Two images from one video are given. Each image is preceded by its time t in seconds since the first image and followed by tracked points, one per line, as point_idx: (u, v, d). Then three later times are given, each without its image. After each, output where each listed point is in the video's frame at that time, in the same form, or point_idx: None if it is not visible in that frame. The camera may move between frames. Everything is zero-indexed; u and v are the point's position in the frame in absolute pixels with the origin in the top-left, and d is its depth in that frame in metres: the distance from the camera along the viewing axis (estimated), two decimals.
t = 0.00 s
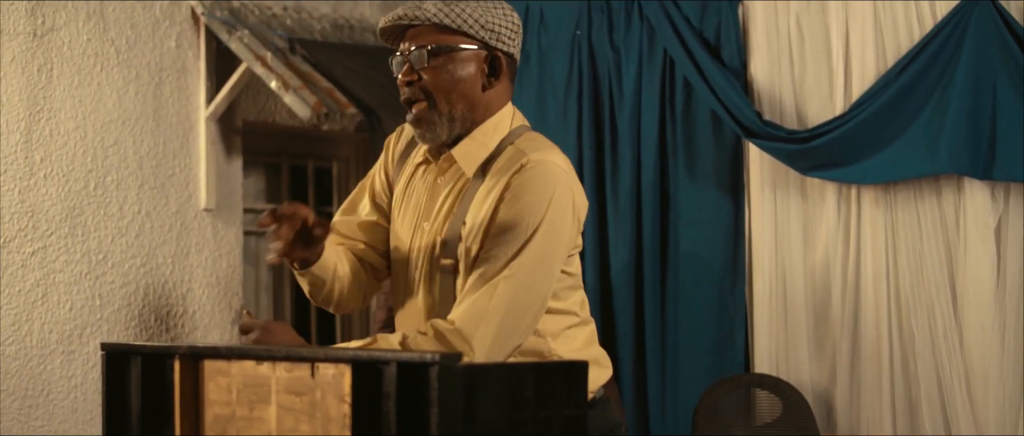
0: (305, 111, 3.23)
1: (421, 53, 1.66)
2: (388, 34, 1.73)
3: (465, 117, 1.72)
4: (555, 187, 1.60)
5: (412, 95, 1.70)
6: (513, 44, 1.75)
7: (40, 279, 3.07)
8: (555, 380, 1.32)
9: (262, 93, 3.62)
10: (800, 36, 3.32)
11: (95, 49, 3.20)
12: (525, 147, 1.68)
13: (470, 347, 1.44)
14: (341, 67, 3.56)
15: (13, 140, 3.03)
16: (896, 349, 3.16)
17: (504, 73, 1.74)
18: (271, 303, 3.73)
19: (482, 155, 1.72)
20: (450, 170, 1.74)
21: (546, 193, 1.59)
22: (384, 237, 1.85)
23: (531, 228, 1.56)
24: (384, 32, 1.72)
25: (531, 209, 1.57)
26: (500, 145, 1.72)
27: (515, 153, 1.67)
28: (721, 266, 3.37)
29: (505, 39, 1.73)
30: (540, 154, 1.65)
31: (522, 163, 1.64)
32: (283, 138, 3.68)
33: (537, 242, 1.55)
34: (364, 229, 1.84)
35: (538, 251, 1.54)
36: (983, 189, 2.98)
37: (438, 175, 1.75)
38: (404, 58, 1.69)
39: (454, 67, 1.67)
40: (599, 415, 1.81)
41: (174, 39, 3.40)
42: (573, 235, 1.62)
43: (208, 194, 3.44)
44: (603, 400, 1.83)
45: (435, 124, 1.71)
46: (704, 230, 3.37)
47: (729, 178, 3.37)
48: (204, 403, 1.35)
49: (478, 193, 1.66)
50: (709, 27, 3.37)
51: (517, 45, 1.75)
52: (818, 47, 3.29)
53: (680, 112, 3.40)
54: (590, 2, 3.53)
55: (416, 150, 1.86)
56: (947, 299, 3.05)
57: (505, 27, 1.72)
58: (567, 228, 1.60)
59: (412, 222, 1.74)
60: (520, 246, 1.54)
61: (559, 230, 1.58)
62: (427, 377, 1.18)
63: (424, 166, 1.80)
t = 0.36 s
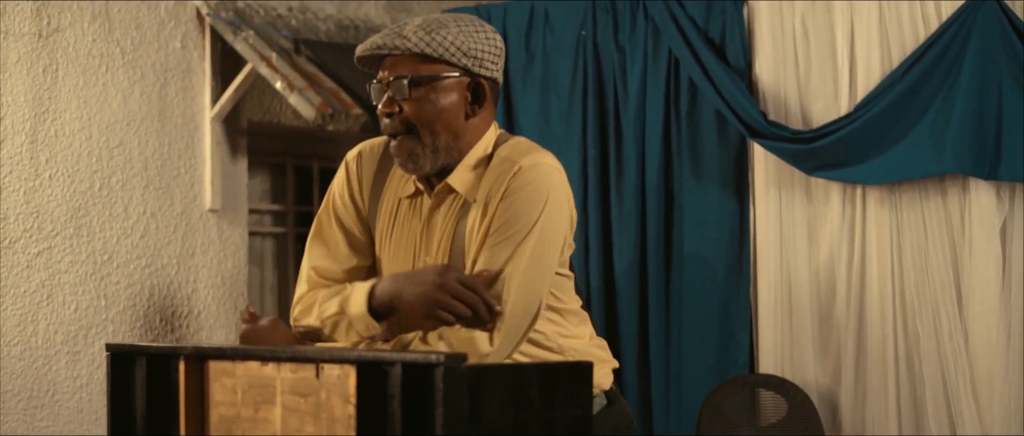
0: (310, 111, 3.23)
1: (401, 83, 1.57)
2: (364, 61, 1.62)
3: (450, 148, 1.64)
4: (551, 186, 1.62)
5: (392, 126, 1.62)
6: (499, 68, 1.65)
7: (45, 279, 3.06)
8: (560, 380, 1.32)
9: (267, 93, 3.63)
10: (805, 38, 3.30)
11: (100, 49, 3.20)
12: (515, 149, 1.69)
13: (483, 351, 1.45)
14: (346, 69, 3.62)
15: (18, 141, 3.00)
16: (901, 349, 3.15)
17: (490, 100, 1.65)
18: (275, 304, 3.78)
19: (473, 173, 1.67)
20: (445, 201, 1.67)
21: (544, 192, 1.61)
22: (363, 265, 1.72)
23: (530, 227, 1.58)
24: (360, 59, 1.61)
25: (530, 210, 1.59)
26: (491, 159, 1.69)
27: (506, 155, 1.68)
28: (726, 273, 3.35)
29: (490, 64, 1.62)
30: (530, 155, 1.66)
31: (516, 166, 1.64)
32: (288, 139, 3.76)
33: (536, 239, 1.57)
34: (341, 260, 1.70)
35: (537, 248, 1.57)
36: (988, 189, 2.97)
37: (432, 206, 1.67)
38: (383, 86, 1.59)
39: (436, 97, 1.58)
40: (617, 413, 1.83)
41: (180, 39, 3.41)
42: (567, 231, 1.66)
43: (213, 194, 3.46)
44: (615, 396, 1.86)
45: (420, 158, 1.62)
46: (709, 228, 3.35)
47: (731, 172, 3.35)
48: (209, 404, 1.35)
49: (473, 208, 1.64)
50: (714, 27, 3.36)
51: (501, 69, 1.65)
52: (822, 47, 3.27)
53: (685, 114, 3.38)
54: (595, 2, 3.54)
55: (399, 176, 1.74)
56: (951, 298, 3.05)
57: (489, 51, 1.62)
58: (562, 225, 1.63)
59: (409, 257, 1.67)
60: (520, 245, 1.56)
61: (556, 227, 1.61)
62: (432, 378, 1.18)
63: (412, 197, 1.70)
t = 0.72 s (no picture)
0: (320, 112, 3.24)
1: (382, 98, 1.57)
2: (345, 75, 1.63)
3: (431, 160, 1.62)
4: (535, 178, 1.60)
5: (372, 140, 1.61)
6: (479, 82, 1.66)
7: (56, 280, 3.06)
8: (572, 381, 1.32)
9: (278, 94, 3.65)
10: (815, 37, 3.29)
11: (111, 50, 3.21)
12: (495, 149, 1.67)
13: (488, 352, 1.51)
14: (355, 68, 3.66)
15: (29, 142, 3.00)
16: (914, 350, 3.12)
17: (471, 113, 1.65)
18: (285, 305, 3.78)
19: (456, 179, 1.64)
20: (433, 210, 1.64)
21: (530, 185, 1.59)
22: (356, 284, 1.74)
23: (518, 223, 1.55)
24: (340, 74, 1.61)
25: (513, 206, 1.57)
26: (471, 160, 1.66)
27: (487, 155, 1.66)
28: (735, 273, 3.33)
29: (469, 78, 1.63)
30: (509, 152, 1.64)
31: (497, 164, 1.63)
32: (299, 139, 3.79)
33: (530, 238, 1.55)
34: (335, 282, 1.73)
35: (530, 248, 1.55)
36: (1000, 189, 2.96)
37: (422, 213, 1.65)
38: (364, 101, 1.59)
39: (417, 111, 1.58)
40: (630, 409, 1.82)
41: (190, 40, 3.42)
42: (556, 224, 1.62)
43: (224, 194, 3.47)
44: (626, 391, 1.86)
45: (397, 168, 1.61)
46: (721, 227, 3.33)
47: (742, 173, 3.34)
48: (220, 404, 1.35)
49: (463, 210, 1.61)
50: (724, 27, 3.36)
51: (480, 82, 1.65)
52: (832, 47, 3.25)
53: (695, 114, 3.37)
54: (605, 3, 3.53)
55: (381, 189, 1.73)
56: (962, 298, 3.03)
57: (469, 65, 1.62)
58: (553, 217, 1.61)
59: (399, 270, 1.65)
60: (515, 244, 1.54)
61: (546, 220, 1.59)
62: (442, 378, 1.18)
63: (400, 211, 1.67)
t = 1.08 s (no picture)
0: (334, 112, 3.26)
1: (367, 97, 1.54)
2: (331, 73, 1.60)
3: (417, 159, 1.59)
4: (516, 176, 1.51)
5: (358, 139, 1.58)
6: (466, 80, 1.61)
7: (70, 280, 3.08)
8: (583, 381, 1.31)
9: (291, 94, 3.66)
10: (829, 37, 3.26)
11: (125, 51, 3.22)
12: (478, 146, 1.59)
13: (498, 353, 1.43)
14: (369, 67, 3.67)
15: (44, 142, 3.02)
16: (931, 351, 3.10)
17: (458, 111, 1.60)
18: (299, 304, 3.78)
19: (443, 179, 1.58)
20: (422, 213, 1.59)
21: (509, 184, 1.50)
22: (357, 283, 1.72)
23: (498, 227, 1.47)
24: (326, 73, 1.58)
25: (495, 209, 1.49)
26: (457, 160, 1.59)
27: (470, 154, 1.58)
28: (750, 274, 3.32)
29: (456, 76, 1.58)
30: (490, 149, 1.56)
31: (478, 163, 1.55)
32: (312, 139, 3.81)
33: (513, 241, 1.47)
34: (337, 282, 1.72)
35: (516, 252, 1.47)
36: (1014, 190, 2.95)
37: (411, 219, 1.60)
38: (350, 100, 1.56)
39: (402, 110, 1.55)
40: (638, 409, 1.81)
41: (204, 40, 3.42)
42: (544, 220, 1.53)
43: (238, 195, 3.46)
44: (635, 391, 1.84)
45: (382, 167, 1.57)
46: (736, 229, 3.32)
47: (756, 174, 3.33)
48: (232, 405, 1.35)
49: (448, 213, 1.55)
50: (738, 26, 3.33)
51: (468, 81, 1.61)
52: (846, 47, 3.23)
53: (709, 113, 3.36)
54: (618, 3, 3.52)
55: (375, 188, 1.68)
56: (977, 298, 3.01)
57: (455, 63, 1.58)
58: (540, 214, 1.52)
59: (393, 273, 1.61)
60: (497, 249, 1.46)
61: (531, 220, 1.50)
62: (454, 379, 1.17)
63: (392, 213, 1.62)
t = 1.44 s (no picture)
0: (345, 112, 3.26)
1: (373, 103, 1.54)
2: (338, 82, 1.61)
3: (423, 164, 1.58)
4: (516, 176, 1.50)
5: (365, 147, 1.58)
6: (473, 88, 1.61)
7: (82, 280, 3.09)
8: (596, 381, 1.30)
9: (302, 94, 3.67)
10: (840, 37, 3.26)
11: (136, 51, 3.23)
12: (481, 146, 1.58)
13: (510, 352, 1.43)
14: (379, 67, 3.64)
15: (55, 142, 3.04)
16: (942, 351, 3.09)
17: (463, 117, 1.60)
18: (311, 304, 3.78)
19: (449, 181, 1.58)
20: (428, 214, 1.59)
21: (509, 185, 1.49)
22: (370, 283, 1.72)
23: (500, 229, 1.47)
24: (332, 82, 1.59)
25: (497, 212, 1.48)
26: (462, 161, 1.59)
27: (472, 154, 1.57)
28: (763, 273, 3.31)
29: (462, 83, 1.59)
30: (491, 149, 1.55)
31: (479, 164, 1.54)
32: (321, 141, 3.79)
33: (516, 241, 1.47)
34: (350, 282, 1.72)
35: (522, 254, 1.47)
36: None
37: (419, 221, 1.59)
38: (356, 108, 1.57)
39: (408, 116, 1.55)
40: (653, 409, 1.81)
41: (215, 40, 3.42)
42: (547, 219, 1.52)
43: (249, 196, 3.46)
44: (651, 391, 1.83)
45: (388, 173, 1.57)
46: (748, 229, 3.32)
47: (768, 173, 3.32)
48: (246, 404, 1.35)
49: (453, 215, 1.55)
50: (749, 26, 3.33)
51: (474, 89, 1.61)
52: (858, 47, 3.22)
53: (720, 113, 3.36)
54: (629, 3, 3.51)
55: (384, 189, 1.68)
56: (989, 298, 3.00)
57: (461, 70, 1.58)
58: (543, 212, 1.51)
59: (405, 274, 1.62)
60: (499, 251, 1.46)
61: (534, 219, 1.49)
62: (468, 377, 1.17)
63: (401, 216, 1.62)
